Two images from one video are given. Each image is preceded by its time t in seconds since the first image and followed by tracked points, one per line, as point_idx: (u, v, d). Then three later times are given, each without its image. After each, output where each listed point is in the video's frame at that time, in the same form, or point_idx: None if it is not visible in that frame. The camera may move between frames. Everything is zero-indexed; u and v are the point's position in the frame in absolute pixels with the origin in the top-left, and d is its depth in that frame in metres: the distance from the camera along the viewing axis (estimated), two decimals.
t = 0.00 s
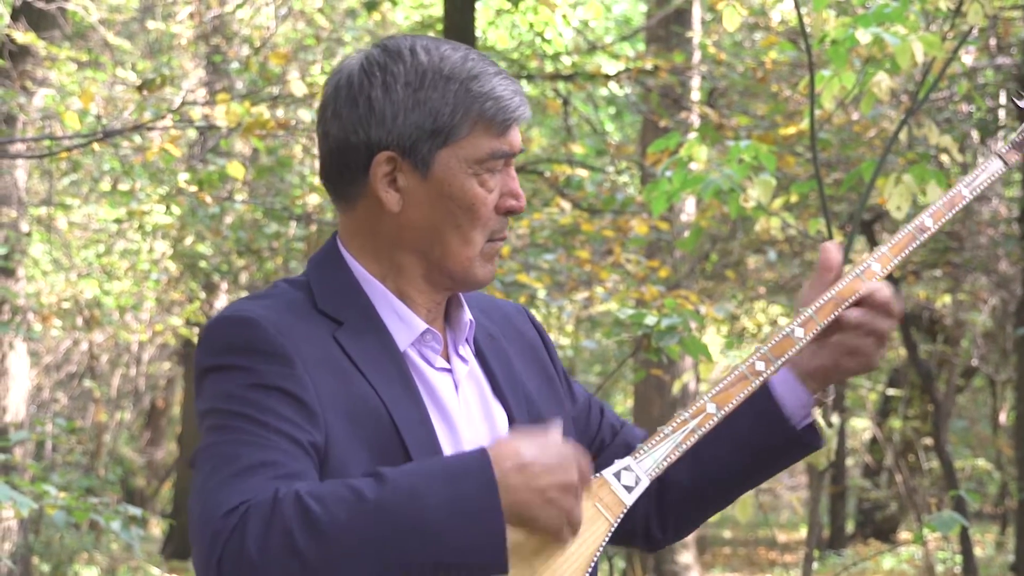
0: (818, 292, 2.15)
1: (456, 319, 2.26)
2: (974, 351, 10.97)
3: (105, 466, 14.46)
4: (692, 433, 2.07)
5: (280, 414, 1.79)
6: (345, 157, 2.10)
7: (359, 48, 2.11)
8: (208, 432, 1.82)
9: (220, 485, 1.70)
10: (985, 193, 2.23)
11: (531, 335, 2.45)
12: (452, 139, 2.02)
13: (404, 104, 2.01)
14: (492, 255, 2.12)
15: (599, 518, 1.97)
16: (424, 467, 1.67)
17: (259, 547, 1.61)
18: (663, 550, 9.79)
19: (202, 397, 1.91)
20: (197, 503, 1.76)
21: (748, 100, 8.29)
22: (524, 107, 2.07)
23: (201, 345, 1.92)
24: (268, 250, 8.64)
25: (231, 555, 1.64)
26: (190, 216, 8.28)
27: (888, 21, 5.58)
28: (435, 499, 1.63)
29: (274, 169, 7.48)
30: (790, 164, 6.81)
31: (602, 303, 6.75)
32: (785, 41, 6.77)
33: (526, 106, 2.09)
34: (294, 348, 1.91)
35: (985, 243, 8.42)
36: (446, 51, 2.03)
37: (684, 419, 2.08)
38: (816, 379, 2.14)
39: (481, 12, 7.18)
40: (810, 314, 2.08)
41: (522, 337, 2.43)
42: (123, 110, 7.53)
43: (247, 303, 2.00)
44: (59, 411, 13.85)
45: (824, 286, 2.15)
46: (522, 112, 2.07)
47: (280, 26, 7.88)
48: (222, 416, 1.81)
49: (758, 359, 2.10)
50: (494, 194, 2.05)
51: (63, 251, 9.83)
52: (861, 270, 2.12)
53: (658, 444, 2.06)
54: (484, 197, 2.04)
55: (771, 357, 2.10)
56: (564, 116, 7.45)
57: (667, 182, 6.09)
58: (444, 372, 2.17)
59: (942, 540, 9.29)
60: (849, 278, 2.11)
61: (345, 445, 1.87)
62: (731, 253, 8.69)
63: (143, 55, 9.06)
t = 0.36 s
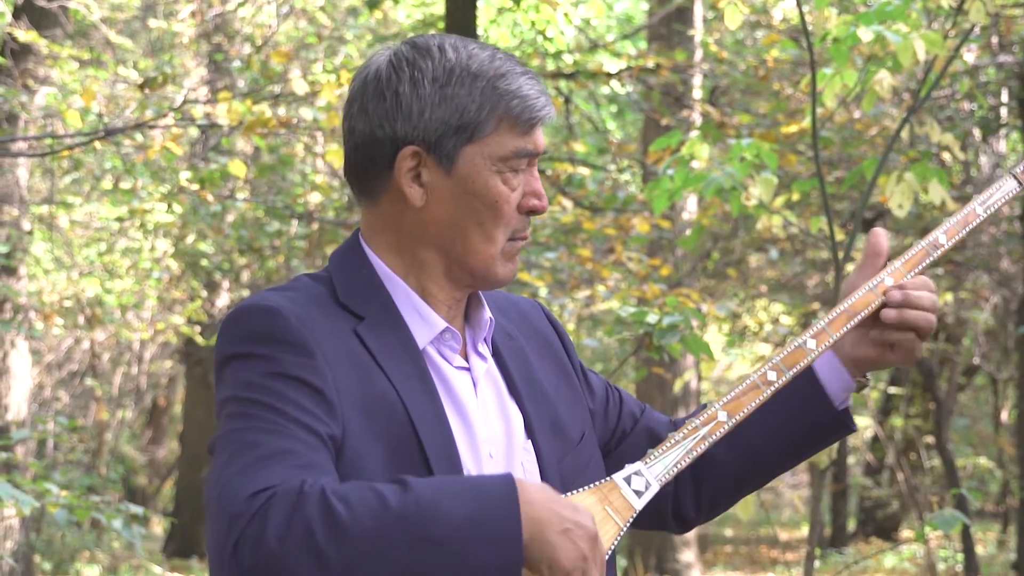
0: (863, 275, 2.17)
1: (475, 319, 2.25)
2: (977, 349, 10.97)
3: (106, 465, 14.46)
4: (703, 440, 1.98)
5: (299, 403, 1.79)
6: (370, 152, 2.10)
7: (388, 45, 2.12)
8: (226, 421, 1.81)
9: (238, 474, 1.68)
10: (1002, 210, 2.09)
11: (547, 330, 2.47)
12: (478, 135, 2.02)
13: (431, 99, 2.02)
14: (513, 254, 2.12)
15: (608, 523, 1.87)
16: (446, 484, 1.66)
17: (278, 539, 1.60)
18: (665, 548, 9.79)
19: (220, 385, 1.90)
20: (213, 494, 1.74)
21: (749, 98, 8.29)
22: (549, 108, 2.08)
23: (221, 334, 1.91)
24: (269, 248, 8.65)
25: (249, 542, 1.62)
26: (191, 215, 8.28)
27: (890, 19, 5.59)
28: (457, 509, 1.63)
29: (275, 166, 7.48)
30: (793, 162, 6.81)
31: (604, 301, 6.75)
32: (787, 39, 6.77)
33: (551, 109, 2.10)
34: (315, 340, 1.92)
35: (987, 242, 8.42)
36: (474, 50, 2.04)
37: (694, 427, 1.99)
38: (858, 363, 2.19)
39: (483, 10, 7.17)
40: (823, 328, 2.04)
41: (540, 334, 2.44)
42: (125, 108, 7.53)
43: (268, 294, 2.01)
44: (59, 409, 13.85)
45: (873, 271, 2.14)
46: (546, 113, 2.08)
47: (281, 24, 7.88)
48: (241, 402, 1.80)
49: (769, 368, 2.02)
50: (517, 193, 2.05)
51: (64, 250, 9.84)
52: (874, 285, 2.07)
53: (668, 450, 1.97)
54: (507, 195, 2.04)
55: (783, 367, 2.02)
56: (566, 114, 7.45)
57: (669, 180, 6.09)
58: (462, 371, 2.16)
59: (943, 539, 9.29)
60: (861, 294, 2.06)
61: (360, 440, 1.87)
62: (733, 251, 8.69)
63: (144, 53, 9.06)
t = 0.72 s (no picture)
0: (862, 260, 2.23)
1: (460, 318, 2.25)
2: (971, 348, 10.99)
3: (101, 464, 14.44)
4: (692, 439, 1.97)
5: (284, 408, 1.79)
6: (351, 153, 2.11)
7: (374, 45, 2.12)
8: (210, 424, 1.82)
9: (223, 479, 1.69)
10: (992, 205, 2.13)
11: (532, 319, 2.47)
12: (456, 142, 2.01)
13: (410, 105, 2.02)
14: (494, 259, 2.10)
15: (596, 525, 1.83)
16: (435, 498, 1.66)
17: (263, 549, 1.61)
18: (660, 547, 9.80)
19: (205, 387, 1.90)
20: (200, 499, 1.75)
21: (746, 97, 8.28)
22: (534, 113, 2.06)
23: (206, 335, 1.92)
24: (265, 247, 8.64)
25: (235, 550, 1.63)
26: (187, 213, 8.28)
27: (885, 19, 5.59)
28: (444, 521, 1.63)
29: (271, 165, 7.47)
30: (788, 162, 6.81)
31: (600, 301, 6.76)
32: (783, 38, 6.77)
33: (536, 114, 2.08)
34: (297, 343, 1.92)
35: (982, 241, 8.43)
36: (458, 54, 2.03)
37: (683, 426, 1.99)
38: (858, 333, 2.23)
39: (478, 10, 7.17)
40: (813, 325, 2.11)
41: (525, 324, 2.44)
42: (120, 107, 7.52)
43: (252, 296, 2.01)
44: (55, 408, 13.84)
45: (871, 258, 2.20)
46: (531, 118, 2.06)
47: (277, 23, 7.88)
48: (226, 406, 1.81)
49: (759, 367, 2.06)
50: (496, 199, 2.04)
51: (59, 249, 9.82)
52: (864, 280, 2.15)
53: (657, 450, 1.94)
54: (486, 202, 2.03)
55: (772, 365, 2.07)
56: (561, 113, 7.45)
57: (664, 180, 6.10)
58: (446, 370, 2.16)
59: (939, 538, 9.30)
60: (851, 289, 2.14)
61: (345, 441, 1.88)
62: (728, 251, 8.69)
63: (140, 52, 9.05)
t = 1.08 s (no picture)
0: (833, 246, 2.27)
1: (427, 316, 2.25)
2: (953, 349, 11.02)
3: (82, 465, 14.39)
4: (662, 431, 2.01)
5: (248, 417, 1.78)
6: (312, 154, 2.09)
7: (327, 45, 2.10)
8: (175, 434, 1.80)
9: (189, 486, 1.67)
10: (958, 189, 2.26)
11: (501, 313, 2.46)
12: (417, 138, 2.00)
13: (368, 103, 2.01)
14: (459, 253, 2.11)
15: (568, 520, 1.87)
16: (399, 482, 1.65)
17: (233, 555, 1.59)
18: (643, 547, 9.81)
19: (168, 398, 1.88)
20: (165, 510, 1.73)
21: (728, 99, 8.29)
22: (492, 106, 2.06)
23: (167, 346, 1.90)
24: (247, 248, 8.63)
25: (204, 555, 1.61)
26: (169, 213, 8.26)
27: (868, 19, 5.60)
28: (409, 506, 1.62)
29: (254, 165, 7.46)
30: (770, 162, 6.82)
31: (583, 301, 6.76)
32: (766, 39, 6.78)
33: (495, 106, 2.08)
34: (259, 349, 1.90)
35: (964, 242, 8.44)
36: (412, 50, 2.02)
37: (653, 418, 2.02)
38: (830, 320, 2.29)
39: (462, 10, 7.16)
40: (782, 311, 2.13)
41: (493, 318, 2.43)
42: (102, 106, 7.50)
43: (213, 304, 1.99)
44: (36, 408, 13.79)
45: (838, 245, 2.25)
46: (489, 111, 2.06)
47: (259, 23, 7.87)
48: (190, 417, 1.79)
49: (730, 356, 2.10)
50: (460, 193, 2.04)
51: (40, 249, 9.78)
52: (833, 266, 2.19)
53: (628, 442, 1.97)
54: (450, 196, 2.03)
55: (742, 354, 2.11)
56: (544, 113, 7.46)
57: (647, 180, 6.11)
58: (413, 370, 2.17)
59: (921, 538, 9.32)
60: (821, 275, 2.18)
61: (312, 447, 1.87)
62: (711, 251, 8.69)
63: (122, 51, 9.02)
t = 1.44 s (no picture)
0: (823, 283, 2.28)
1: (427, 316, 2.27)
2: (936, 349, 11.05)
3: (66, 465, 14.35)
4: (662, 447, 2.02)
5: (255, 408, 1.80)
6: (323, 154, 2.07)
7: (336, 46, 2.09)
8: (182, 428, 1.81)
9: (196, 473, 1.70)
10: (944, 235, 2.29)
11: (493, 321, 2.47)
12: (431, 137, 2.01)
13: (384, 101, 2.00)
14: (466, 254, 2.12)
15: (569, 528, 1.91)
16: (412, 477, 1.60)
17: (236, 534, 1.62)
18: (627, 548, 9.81)
19: (172, 391, 1.90)
20: (173, 498, 1.75)
21: (713, 99, 8.29)
22: (500, 108, 2.07)
23: (171, 342, 1.91)
24: (232, 247, 8.61)
25: (209, 538, 1.64)
26: (153, 213, 8.24)
27: (852, 21, 5.62)
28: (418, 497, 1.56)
29: (238, 165, 7.44)
30: (755, 163, 6.83)
31: (568, 302, 6.77)
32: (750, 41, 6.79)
33: (502, 108, 2.09)
34: (267, 343, 1.92)
35: (948, 243, 8.45)
36: (425, 51, 2.03)
37: (653, 434, 2.03)
38: (821, 355, 2.29)
39: (446, 10, 7.16)
40: (779, 340, 2.15)
41: (485, 324, 2.45)
42: (86, 105, 7.49)
43: (219, 298, 2.01)
44: (19, 408, 13.74)
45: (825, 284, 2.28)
46: (498, 112, 2.07)
47: (244, 22, 7.86)
48: (197, 408, 1.80)
49: (727, 380, 2.11)
50: (470, 193, 2.05)
51: (23, 249, 9.75)
52: (826, 300, 2.20)
53: (628, 455, 1.99)
54: (461, 196, 2.04)
55: (739, 378, 2.11)
56: (529, 114, 7.46)
57: (631, 181, 6.12)
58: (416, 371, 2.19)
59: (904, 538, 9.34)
60: (815, 307, 2.19)
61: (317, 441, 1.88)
62: (696, 252, 8.70)
63: (106, 50, 9.00)
